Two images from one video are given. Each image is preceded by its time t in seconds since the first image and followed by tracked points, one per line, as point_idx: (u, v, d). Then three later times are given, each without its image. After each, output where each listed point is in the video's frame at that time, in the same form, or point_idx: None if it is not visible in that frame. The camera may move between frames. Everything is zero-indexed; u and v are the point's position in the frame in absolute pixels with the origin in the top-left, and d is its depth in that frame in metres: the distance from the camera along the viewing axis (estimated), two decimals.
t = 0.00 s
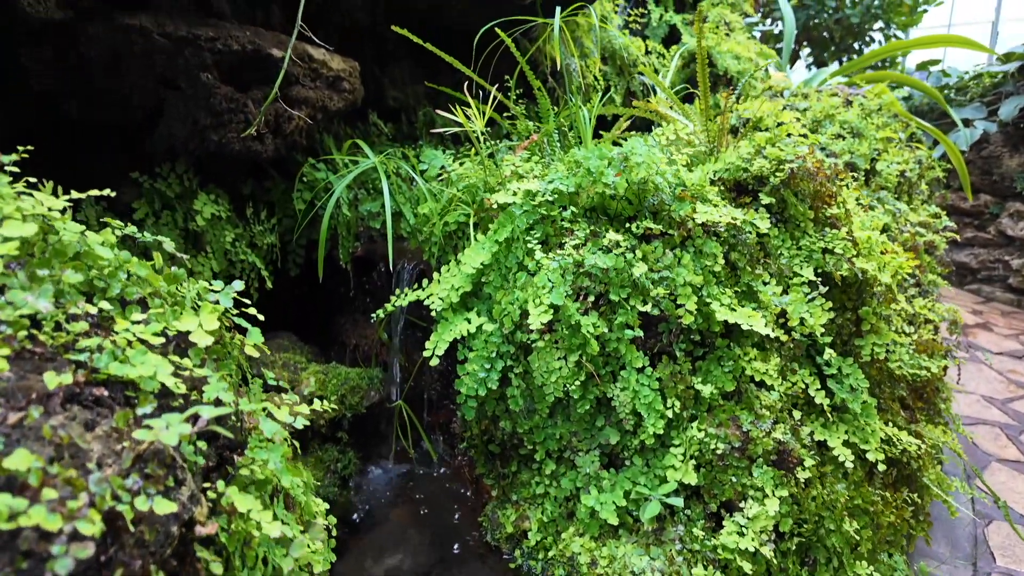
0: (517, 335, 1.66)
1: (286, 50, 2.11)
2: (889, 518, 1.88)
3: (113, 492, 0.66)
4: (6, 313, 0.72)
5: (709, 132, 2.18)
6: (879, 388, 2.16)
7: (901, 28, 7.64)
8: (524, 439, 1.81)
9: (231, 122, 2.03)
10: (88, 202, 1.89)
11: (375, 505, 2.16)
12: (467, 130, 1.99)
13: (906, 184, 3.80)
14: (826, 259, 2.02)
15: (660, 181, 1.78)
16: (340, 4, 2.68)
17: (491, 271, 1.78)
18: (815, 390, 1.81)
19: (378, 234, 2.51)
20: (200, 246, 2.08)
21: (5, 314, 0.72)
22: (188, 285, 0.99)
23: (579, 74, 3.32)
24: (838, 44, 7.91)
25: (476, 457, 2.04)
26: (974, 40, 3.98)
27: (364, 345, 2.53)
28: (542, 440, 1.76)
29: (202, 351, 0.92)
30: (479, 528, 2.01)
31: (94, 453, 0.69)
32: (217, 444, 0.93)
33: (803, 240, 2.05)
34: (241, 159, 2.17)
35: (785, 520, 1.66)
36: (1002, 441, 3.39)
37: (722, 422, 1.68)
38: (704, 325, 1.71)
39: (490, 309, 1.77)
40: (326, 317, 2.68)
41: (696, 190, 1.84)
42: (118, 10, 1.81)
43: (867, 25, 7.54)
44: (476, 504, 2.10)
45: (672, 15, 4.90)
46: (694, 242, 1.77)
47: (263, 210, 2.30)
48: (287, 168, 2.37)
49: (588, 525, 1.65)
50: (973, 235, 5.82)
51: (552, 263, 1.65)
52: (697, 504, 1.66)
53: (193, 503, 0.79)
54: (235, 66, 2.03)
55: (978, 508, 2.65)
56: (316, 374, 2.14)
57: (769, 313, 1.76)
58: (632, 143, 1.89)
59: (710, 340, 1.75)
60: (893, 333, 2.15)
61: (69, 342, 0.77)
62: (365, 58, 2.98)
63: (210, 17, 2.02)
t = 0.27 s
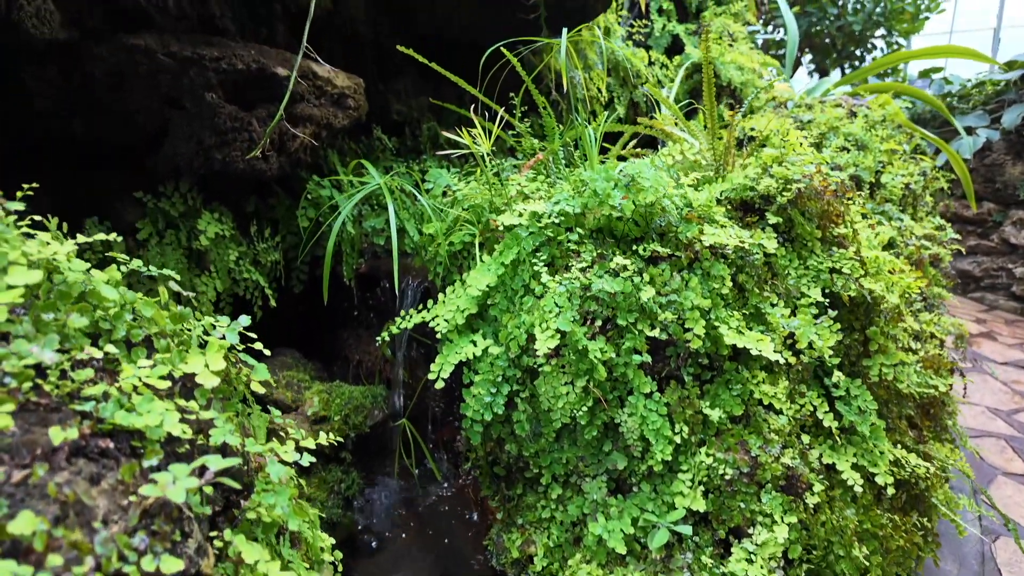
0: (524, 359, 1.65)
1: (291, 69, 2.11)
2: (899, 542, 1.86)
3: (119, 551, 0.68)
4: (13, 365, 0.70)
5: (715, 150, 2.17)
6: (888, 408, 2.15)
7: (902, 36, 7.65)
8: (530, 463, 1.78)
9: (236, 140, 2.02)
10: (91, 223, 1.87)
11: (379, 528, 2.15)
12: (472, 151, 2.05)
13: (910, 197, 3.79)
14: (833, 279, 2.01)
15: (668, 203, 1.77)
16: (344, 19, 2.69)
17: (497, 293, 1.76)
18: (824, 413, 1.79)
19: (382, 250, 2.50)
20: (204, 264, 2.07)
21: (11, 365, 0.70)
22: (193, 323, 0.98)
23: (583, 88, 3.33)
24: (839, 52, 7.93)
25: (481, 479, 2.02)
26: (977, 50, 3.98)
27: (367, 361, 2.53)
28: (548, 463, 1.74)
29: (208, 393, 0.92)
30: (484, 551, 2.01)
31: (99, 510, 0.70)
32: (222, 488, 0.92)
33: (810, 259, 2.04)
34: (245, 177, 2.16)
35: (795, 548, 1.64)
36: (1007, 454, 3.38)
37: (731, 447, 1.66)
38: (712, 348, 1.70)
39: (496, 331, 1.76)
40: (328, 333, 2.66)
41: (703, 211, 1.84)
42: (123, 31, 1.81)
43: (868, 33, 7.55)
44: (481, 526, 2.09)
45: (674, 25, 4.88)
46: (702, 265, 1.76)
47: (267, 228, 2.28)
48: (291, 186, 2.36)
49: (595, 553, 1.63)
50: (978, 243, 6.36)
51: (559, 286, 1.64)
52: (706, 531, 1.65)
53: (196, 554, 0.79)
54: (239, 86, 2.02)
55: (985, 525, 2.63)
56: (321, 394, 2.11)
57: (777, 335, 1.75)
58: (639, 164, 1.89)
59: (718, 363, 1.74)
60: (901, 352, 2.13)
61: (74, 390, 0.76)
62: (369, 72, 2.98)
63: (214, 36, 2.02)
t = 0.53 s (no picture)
0: (529, 377, 1.63)
1: (295, 82, 2.11)
2: (908, 560, 1.84)
3: None
4: (18, 401, 0.70)
5: (721, 163, 2.15)
6: (896, 423, 2.13)
7: (904, 42, 7.66)
8: (535, 480, 1.77)
9: (240, 154, 2.01)
10: (94, 238, 1.87)
11: (381, 543, 2.14)
12: (477, 166, 2.06)
13: (915, 206, 3.78)
14: (841, 294, 1.99)
15: (674, 218, 1.76)
16: (348, 30, 2.70)
17: (502, 309, 1.75)
18: (831, 429, 1.77)
19: (385, 262, 2.49)
20: (207, 278, 2.07)
21: (15, 400, 0.70)
22: (198, 349, 0.97)
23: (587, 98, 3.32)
24: (841, 59, 7.93)
25: (485, 495, 2.00)
26: (981, 59, 3.98)
27: (371, 373, 2.49)
28: (554, 481, 1.73)
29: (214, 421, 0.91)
30: (487, 569, 1.99)
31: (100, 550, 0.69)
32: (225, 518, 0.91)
33: (816, 274, 2.02)
34: (249, 191, 2.16)
35: (803, 568, 1.62)
36: (1014, 465, 3.36)
37: (738, 465, 1.64)
38: (719, 365, 1.69)
39: (501, 347, 1.74)
40: (331, 343, 2.65)
41: (709, 226, 1.83)
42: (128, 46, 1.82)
43: (871, 40, 7.56)
44: (485, 542, 2.07)
45: (677, 34, 4.93)
46: (708, 281, 1.75)
47: (271, 241, 2.28)
48: (295, 199, 2.36)
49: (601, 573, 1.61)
50: (982, 250, 6.57)
51: (565, 303, 1.63)
52: (713, 550, 1.63)
53: None
54: (244, 99, 2.02)
55: (992, 538, 2.61)
56: (324, 408, 2.10)
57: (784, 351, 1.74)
58: (644, 180, 1.88)
59: (725, 380, 1.72)
60: (909, 368, 2.11)
61: (78, 424, 0.76)
62: (373, 83, 2.98)
63: (218, 51, 2.02)
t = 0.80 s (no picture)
0: (534, 395, 1.63)
1: (301, 97, 2.12)
2: None
3: None
4: (29, 436, 0.72)
5: (725, 178, 2.15)
6: (902, 438, 2.12)
7: (906, 49, 7.67)
8: (540, 496, 1.77)
9: (245, 169, 2.02)
10: (101, 253, 1.88)
11: (385, 557, 2.13)
12: (482, 182, 2.07)
13: (918, 217, 3.78)
14: (845, 309, 1.99)
15: (679, 234, 1.75)
16: (353, 43, 2.72)
17: (506, 325, 1.75)
18: (835, 445, 1.77)
19: (389, 275, 2.49)
20: (212, 292, 2.07)
21: (26, 435, 0.72)
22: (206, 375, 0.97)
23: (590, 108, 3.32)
24: (843, 65, 7.94)
25: (489, 510, 2.00)
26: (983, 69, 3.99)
27: (374, 386, 2.50)
28: (558, 498, 1.72)
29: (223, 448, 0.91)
30: None
31: None
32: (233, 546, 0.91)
33: (821, 289, 2.02)
34: (254, 205, 2.17)
35: None
36: (1018, 476, 3.35)
37: (743, 483, 1.64)
38: (724, 382, 1.68)
39: (506, 363, 1.74)
40: (334, 355, 2.65)
41: (714, 241, 1.82)
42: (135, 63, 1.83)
43: (873, 47, 7.57)
44: (488, 557, 2.06)
45: (680, 42, 4.95)
46: (713, 297, 1.74)
47: (276, 255, 2.28)
48: (301, 211, 2.37)
49: None
50: (985, 258, 6.64)
51: (570, 319, 1.63)
52: (718, 569, 1.63)
53: None
54: (250, 115, 2.03)
55: (997, 551, 2.60)
56: (328, 423, 2.10)
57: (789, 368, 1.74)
58: (648, 196, 1.89)
59: (730, 397, 1.72)
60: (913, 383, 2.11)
61: (89, 455, 0.77)
62: (378, 95, 3.00)
63: (225, 66, 2.03)
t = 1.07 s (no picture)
0: (537, 413, 1.63)
1: (304, 111, 2.12)
2: None
3: None
4: (30, 471, 0.72)
5: (727, 193, 2.15)
6: (906, 454, 2.11)
7: (908, 56, 7.68)
8: (542, 514, 1.76)
9: (248, 183, 2.02)
10: (103, 267, 1.89)
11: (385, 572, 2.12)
12: (484, 198, 2.08)
13: (921, 227, 3.77)
14: (848, 325, 1.98)
15: (681, 249, 1.75)
16: (356, 56, 2.73)
17: (508, 342, 1.74)
18: (839, 462, 1.75)
19: (391, 287, 2.49)
20: (215, 306, 2.08)
21: (26, 469, 0.72)
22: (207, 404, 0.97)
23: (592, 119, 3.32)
24: (846, 72, 7.95)
25: (491, 527, 1.99)
26: (985, 78, 3.99)
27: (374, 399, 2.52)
28: (560, 516, 1.71)
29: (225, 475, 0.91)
30: None
31: None
32: None
33: (824, 305, 2.02)
34: (257, 219, 2.17)
35: None
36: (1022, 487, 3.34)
37: (747, 502, 1.63)
38: (727, 400, 1.68)
39: (508, 380, 1.74)
40: (336, 367, 2.65)
41: (716, 258, 1.82)
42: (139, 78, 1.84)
43: (875, 54, 7.58)
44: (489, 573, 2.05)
45: (682, 51, 4.96)
46: (716, 314, 1.74)
47: (278, 268, 2.28)
48: (304, 224, 2.37)
49: None
50: (987, 266, 6.67)
51: (572, 336, 1.63)
52: None
53: None
54: (252, 129, 2.03)
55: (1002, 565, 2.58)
56: (329, 437, 2.10)
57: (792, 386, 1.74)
58: (651, 213, 1.89)
59: (734, 415, 1.71)
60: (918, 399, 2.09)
61: (90, 489, 0.78)
62: (381, 106, 3.01)
63: (228, 81, 2.04)
